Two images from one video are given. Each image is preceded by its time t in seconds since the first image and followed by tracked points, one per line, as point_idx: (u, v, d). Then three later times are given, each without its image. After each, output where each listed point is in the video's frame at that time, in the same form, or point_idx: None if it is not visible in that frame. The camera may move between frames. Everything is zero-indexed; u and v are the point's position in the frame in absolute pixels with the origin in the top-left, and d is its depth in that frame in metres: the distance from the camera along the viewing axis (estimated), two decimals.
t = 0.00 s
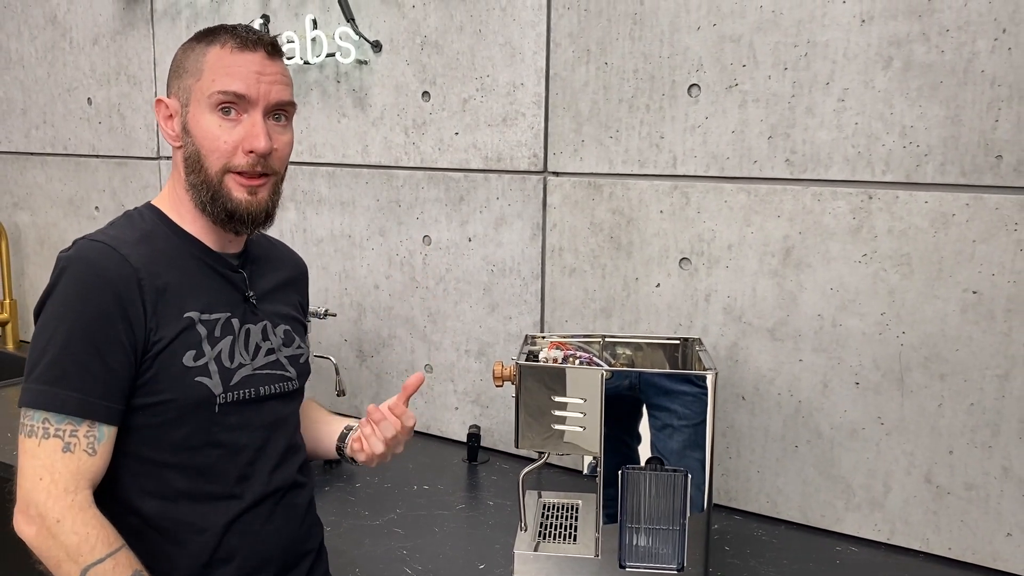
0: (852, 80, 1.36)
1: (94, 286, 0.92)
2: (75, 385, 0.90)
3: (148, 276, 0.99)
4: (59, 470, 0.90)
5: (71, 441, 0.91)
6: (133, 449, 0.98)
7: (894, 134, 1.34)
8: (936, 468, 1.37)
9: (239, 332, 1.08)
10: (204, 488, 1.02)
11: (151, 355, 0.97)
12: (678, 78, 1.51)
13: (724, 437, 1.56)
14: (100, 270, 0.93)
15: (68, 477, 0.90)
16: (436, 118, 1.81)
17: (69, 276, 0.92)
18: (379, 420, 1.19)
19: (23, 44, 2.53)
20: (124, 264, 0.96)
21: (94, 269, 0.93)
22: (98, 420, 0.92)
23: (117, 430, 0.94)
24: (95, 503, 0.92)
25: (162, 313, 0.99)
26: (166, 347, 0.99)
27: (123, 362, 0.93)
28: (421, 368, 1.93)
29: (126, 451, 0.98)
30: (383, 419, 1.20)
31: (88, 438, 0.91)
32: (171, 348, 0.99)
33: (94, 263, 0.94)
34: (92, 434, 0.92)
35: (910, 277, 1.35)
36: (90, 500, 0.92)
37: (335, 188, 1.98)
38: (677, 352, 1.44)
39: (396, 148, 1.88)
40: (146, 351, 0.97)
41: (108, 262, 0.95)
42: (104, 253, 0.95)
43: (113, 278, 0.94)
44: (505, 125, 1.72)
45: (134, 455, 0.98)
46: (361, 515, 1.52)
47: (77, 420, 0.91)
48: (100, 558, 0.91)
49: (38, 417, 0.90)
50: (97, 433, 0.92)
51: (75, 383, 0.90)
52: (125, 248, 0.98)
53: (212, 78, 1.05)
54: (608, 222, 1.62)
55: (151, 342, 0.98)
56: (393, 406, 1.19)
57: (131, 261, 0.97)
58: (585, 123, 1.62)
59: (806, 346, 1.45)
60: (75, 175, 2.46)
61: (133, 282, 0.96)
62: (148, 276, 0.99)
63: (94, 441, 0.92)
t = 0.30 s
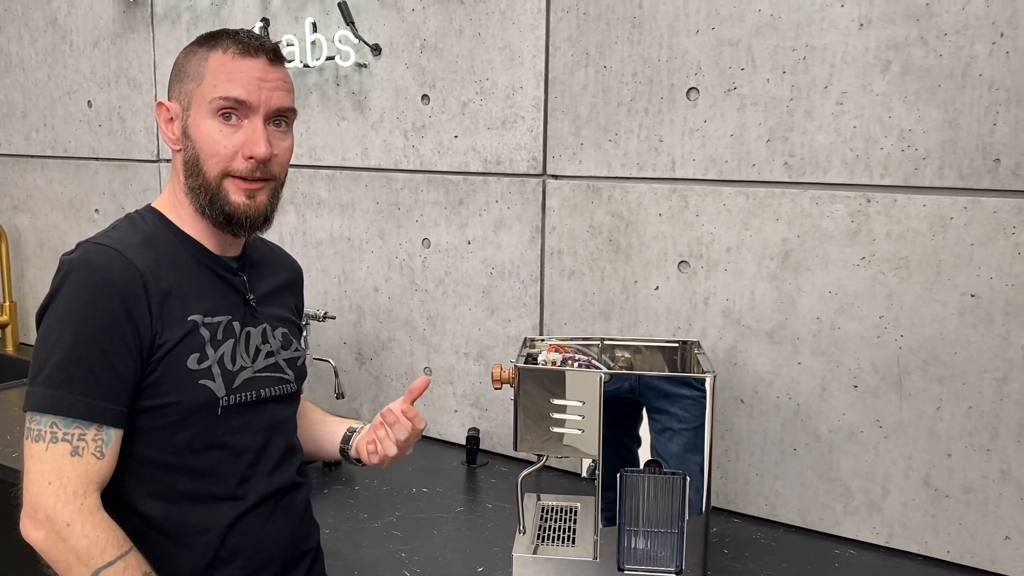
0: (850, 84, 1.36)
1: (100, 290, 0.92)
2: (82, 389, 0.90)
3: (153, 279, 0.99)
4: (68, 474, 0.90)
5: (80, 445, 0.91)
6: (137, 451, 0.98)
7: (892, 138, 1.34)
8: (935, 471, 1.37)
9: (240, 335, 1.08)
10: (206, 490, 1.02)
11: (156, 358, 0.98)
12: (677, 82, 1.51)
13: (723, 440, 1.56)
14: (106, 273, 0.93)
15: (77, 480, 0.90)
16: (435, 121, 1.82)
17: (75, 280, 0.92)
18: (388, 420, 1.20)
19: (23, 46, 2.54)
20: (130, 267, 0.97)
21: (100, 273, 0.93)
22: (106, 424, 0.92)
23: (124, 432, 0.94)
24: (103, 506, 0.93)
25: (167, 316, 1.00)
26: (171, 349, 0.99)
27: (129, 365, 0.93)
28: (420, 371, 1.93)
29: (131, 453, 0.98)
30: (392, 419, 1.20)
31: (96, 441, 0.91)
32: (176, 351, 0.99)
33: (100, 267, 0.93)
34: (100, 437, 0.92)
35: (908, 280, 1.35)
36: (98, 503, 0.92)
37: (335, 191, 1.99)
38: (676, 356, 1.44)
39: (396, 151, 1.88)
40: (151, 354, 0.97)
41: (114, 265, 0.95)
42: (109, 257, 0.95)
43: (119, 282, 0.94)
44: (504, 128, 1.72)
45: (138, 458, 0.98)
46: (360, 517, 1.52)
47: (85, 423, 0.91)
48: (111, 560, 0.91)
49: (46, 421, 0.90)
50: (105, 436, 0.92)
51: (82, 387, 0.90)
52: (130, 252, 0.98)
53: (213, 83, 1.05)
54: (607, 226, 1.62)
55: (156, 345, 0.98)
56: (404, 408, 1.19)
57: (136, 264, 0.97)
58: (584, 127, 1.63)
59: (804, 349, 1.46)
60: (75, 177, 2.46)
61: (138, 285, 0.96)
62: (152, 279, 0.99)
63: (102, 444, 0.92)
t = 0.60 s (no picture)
0: (849, 86, 1.36)
1: (98, 288, 0.92)
2: (78, 387, 0.90)
3: (151, 279, 0.99)
4: (63, 471, 0.90)
5: (75, 442, 0.91)
6: (132, 450, 0.98)
7: (892, 139, 1.34)
8: (935, 473, 1.37)
9: (238, 338, 1.08)
10: (199, 492, 1.02)
11: (152, 358, 0.98)
12: (676, 83, 1.51)
13: (722, 442, 1.56)
14: (104, 272, 0.93)
15: (72, 478, 0.90)
16: (435, 123, 1.82)
17: (72, 277, 0.92)
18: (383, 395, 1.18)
19: (23, 47, 2.54)
20: (128, 266, 0.97)
21: (98, 271, 0.93)
22: (101, 422, 0.92)
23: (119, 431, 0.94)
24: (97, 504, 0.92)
25: (163, 316, 0.99)
26: (167, 350, 0.99)
27: (125, 365, 0.93)
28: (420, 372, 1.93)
29: (126, 452, 0.98)
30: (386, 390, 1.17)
31: (92, 439, 0.91)
32: (171, 352, 0.99)
33: (97, 265, 0.93)
34: (95, 435, 0.92)
35: (908, 281, 1.35)
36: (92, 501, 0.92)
37: (334, 192, 1.99)
38: (675, 357, 1.43)
39: (396, 152, 1.88)
40: (147, 354, 0.97)
41: (112, 263, 0.95)
42: (107, 255, 0.95)
43: (116, 280, 0.94)
44: (503, 129, 1.72)
45: (133, 457, 0.98)
46: (359, 519, 1.51)
47: (80, 422, 0.90)
48: (103, 559, 0.91)
49: (41, 418, 0.90)
50: (101, 434, 0.92)
51: (77, 385, 0.90)
52: (128, 251, 0.98)
53: (219, 84, 1.05)
54: (606, 227, 1.62)
55: (152, 346, 0.98)
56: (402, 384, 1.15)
57: (133, 264, 0.97)
58: (584, 128, 1.63)
59: (804, 350, 1.45)
60: (75, 178, 2.46)
61: (135, 284, 0.96)
62: (149, 279, 0.98)
63: (98, 442, 0.92)
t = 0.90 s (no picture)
0: (851, 87, 1.36)
1: (82, 290, 0.93)
2: (63, 388, 0.92)
3: (139, 281, 0.99)
4: (48, 471, 0.92)
5: (59, 443, 0.92)
6: (122, 450, 0.99)
7: (893, 140, 1.34)
8: (936, 475, 1.37)
9: (233, 339, 1.07)
10: (190, 493, 1.02)
11: (139, 360, 0.98)
12: (678, 84, 1.51)
13: (724, 443, 1.56)
14: (89, 274, 0.94)
15: (56, 478, 0.92)
16: (436, 124, 1.82)
17: (60, 280, 0.94)
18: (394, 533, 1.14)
19: (23, 48, 2.54)
20: (113, 269, 0.97)
21: (82, 273, 0.94)
22: (85, 423, 0.93)
23: (107, 432, 0.95)
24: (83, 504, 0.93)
25: (151, 318, 1.00)
26: (154, 351, 0.99)
27: (109, 366, 0.94)
28: (421, 373, 1.92)
29: (116, 451, 0.99)
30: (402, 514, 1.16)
31: (76, 440, 0.93)
32: (158, 353, 1.00)
33: (83, 268, 0.95)
34: (80, 436, 0.93)
35: (910, 283, 1.35)
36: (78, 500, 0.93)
37: (335, 193, 1.99)
38: (676, 358, 1.43)
39: (396, 153, 1.88)
40: (134, 355, 0.98)
41: (97, 266, 0.96)
42: (94, 258, 0.96)
43: (100, 283, 0.95)
44: (504, 130, 1.72)
45: (123, 457, 0.99)
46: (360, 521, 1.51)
47: (64, 422, 0.92)
48: (85, 559, 0.91)
49: (28, 418, 0.92)
50: (86, 435, 0.93)
51: (61, 386, 0.92)
52: (116, 253, 0.99)
53: (222, 84, 1.05)
54: (607, 228, 1.62)
55: (138, 347, 0.98)
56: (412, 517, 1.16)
57: (121, 266, 0.98)
58: (585, 129, 1.62)
59: (805, 352, 1.45)
60: (75, 179, 2.46)
61: (121, 286, 0.97)
62: (138, 280, 0.99)
63: (82, 443, 0.93)
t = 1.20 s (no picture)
0: (854, 87, 1.35)
1: (69, 295, 0.93)
2: (50, 392, 0.92)
3: (128, 283, 0.98)
4: (36, 474, 0.92)
5: (49, 445, 0.92)
6: (114, 451, 1.00)
7: (897, 140, 1.33)
8: (940, 476, 1.36)
9: (225, 341, 1.07)
10: (181, 495, 1.02)
11: (127, 363, 0.98)
12: (680, 84, 1.51)
13: (726, 444, 1.56)
14: (76, 277, 0.94)
15: (44, 480, 0.92)
16: (438, 124, 1.81)
17: (50, 283, 0.94)
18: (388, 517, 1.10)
19: (24, 48, 2.54)
20: (99, 272, 0.96)
21: (70, 277, 0.94)
22: (72, 426, 0.93)
23: (96, 435, 0.95)
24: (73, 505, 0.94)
25: (141, 321, 0.99)
26: (142, 354, 0.99)
27: (95, 370, 0.94)
28: (422, 374, 1.92)
29: (108, 452, 1.00)
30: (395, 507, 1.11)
31: (64, 443, 0.93)
32: (146, 356, 0.99)
33: (71, 271, 0.95)
34: (68, 439, 0.93)
35: (913, 283, 1.34)
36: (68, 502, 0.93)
37: (336, 193, 1.98)
38: (678, 358, 1.43)
39: (398, 153, 1.88)
40: (122, 358, 0.98)
41: (84, 269, 0.95)
42: (83, 261, 0.96)
43: (87, 286, 0.95)
44: (506, 130, 1.72)
45: (115, 458, 1.00)
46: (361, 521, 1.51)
47: (53, 425, 0.92)
48: (72, 560, 0.91)
49: (18, 421, 0.92)
50: (74, 438, 0.93)
51: (49, 390, 0.92)
52: (105, 256, 0.98)
53: (296, 106, 1.07)
54: (609, 228, 1.62)
55: (126, 350, 0.98)
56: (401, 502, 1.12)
57: (110, 269, 0.98)
58: (587, 129, 1.62)
59: (807, 352, 1.45)
60: (76, 179, 2.46)
61: (109, 289, 0.96)
62: (126, 283, 0.98)
63: (71, 446, 0.93)
